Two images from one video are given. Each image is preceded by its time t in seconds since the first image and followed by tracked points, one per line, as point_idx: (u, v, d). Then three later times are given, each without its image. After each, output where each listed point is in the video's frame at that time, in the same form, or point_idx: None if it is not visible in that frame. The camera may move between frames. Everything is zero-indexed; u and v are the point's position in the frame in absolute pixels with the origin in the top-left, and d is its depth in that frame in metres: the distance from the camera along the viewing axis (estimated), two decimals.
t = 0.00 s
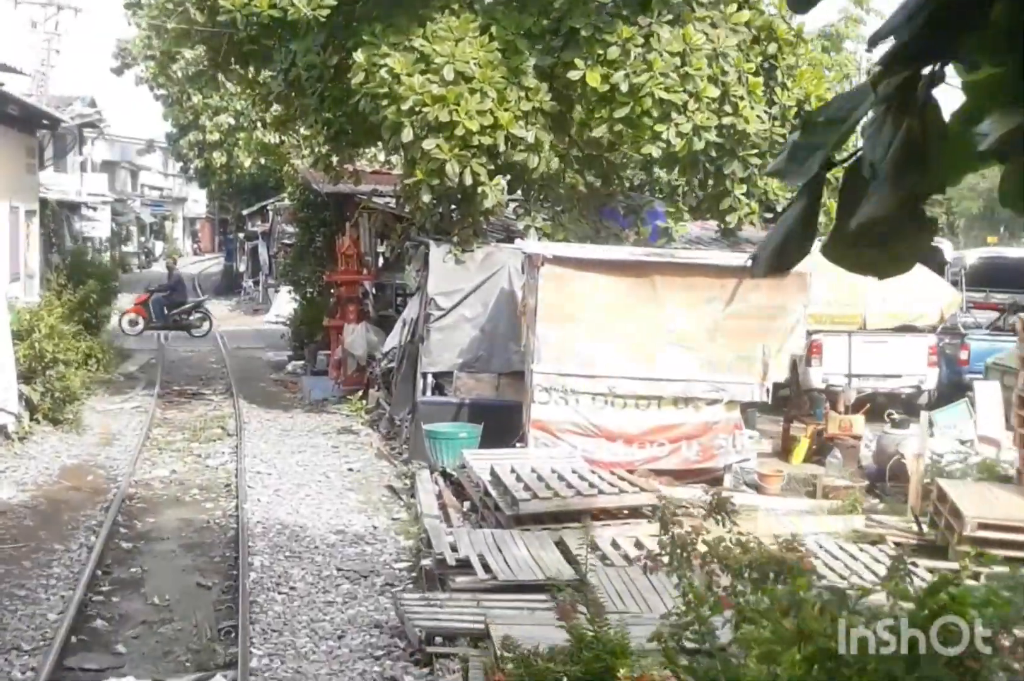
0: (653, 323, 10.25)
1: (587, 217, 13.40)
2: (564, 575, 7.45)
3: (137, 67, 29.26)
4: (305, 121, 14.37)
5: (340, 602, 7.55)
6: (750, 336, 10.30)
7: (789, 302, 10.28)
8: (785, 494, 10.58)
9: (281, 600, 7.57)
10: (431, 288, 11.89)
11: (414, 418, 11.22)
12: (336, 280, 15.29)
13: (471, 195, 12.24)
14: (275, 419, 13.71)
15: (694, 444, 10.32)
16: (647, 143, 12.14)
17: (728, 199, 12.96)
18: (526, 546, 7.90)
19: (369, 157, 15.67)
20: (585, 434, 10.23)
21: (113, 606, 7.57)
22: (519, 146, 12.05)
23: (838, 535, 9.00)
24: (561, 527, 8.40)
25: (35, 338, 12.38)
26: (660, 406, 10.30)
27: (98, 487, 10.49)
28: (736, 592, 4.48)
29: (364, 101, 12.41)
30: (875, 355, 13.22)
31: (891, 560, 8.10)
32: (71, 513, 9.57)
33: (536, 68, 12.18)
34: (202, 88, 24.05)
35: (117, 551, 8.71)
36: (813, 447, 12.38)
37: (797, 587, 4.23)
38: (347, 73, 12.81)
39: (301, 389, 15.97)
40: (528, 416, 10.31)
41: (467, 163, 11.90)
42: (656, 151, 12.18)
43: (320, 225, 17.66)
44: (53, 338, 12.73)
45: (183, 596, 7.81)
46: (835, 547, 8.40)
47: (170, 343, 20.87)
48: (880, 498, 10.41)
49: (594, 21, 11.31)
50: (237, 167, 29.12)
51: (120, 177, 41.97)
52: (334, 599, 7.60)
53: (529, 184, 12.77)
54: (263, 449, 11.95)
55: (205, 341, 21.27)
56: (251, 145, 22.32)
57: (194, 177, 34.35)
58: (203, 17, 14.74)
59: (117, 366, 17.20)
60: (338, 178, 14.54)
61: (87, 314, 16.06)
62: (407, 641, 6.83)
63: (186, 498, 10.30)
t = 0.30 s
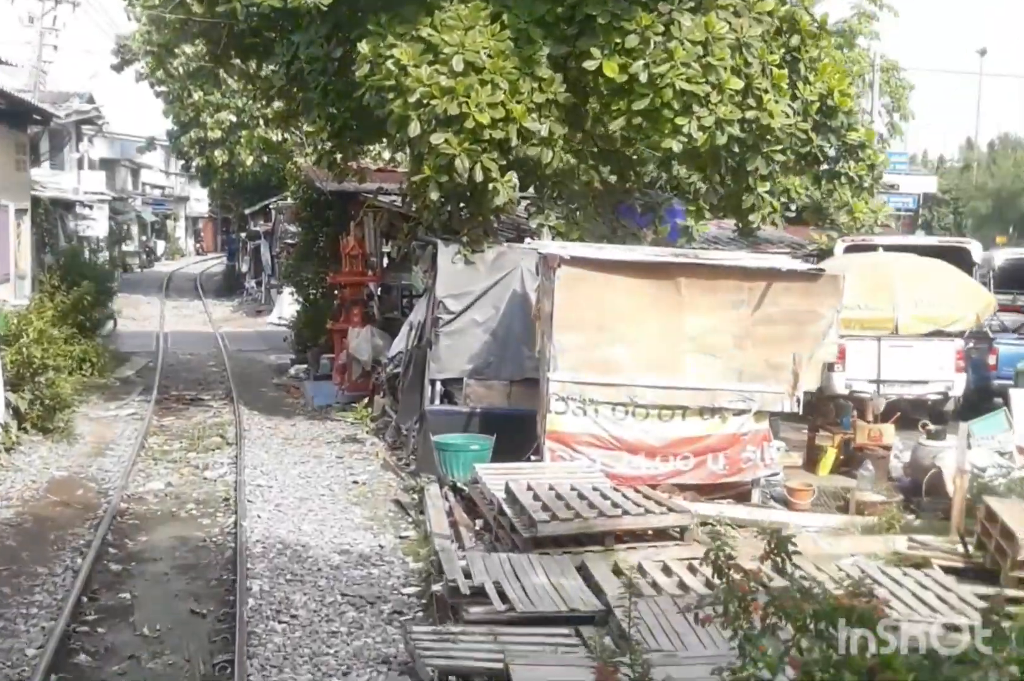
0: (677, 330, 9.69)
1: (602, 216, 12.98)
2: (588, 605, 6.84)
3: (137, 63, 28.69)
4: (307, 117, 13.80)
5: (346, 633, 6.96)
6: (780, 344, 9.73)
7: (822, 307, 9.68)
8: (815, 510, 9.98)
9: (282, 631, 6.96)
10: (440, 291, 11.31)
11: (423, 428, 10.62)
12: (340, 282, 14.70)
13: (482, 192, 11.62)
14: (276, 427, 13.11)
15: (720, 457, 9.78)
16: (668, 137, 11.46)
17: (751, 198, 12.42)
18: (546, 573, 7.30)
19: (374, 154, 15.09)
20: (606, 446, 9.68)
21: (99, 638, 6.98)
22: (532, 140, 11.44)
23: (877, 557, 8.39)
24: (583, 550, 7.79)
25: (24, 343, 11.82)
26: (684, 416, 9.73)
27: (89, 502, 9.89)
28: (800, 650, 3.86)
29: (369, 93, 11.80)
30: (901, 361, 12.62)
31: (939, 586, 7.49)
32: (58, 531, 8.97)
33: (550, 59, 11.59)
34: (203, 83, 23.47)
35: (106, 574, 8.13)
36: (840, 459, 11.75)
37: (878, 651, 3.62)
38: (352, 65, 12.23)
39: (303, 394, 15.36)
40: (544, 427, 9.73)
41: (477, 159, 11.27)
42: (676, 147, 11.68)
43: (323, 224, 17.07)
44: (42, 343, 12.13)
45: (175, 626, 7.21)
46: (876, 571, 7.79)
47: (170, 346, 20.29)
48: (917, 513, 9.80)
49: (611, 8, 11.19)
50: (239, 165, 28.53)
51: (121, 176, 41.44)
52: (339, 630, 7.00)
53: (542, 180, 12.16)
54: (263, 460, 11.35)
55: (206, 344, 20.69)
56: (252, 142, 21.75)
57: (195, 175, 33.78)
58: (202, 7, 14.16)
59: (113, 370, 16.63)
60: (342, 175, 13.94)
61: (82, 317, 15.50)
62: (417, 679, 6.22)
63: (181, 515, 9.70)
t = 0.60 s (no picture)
0: (703, 337, 9.12)
1: (619, 216, 12.33)
2: (615, 639, 6.27)
3: (137, 60, 28.19)
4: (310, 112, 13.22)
5: (352, 671, 6.38)
6: (813, 351, 9.16)
7: (857, 312, 9.11)
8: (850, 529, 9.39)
9: (282, 668, 6.38)
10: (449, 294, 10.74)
11: (432, 439, 10.05)
12: (344, 284, 14.13)
13: (494, 190, 11.02)
14: (278, 436, 12.54)
15: (748, 472, 9.19)
16: (690, 132, 10.86)
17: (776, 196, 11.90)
18: (568, 604, 6.71)
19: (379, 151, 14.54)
20: (627, 460, 9.08)
21: (83, 675, 6.40)
22: (546, 136, 10.84)
23: (922, 583, 7.81)
24: (607, 576, 7.21)
25: (14, 349, 11.26)
26: (710, 429, 9.15)
27: (79, 518, 9.33)
28: None
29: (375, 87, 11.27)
30: (929, 366, 12.01)
31: (995, 618, 6.90)
32: (45, 551, 8.42)
33: (565, 50, 11.04)
34: (204, 80, 22.92)
35: (94, 601, 7.56)
36: (869, 470, 11.17)
37: None
38: (357, 57, 11.65)
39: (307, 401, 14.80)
40: (562, 440, 9.14)
41: (489, 155, 10.67)
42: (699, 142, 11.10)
43: (327, 224, 16.50)
44: (34, 348, 11.60)
45: (167, 660, 6.64)
46: (925, 600, 7.21)
47: (170, 349, 19.73)
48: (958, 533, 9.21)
49: None
50: (241, 163, 27.97)
51: (123, 174, 40.91)
52: (343, 667, 6.42)
53: (557, 178, 11.56)
54: (264, 473, 10.77)
55: (207, 347, 20.14)
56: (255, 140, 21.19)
57: (198, 174, 33.23)
58: None
59: (110, 375, 16.08)
60: (347, 173, 13.40)
61: (77, 320, 14.93)
62: None
63: (176, 532, 9.14)
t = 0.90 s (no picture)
0: (738, 346, 8.51)
1: (640, 215, 11.68)
2: None
3: (138, 57, 27.61)
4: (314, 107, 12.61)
5: None
6: (854, 361, 8.57)
7: (902, 319, 8.52)
8: (893, 551, 8.77)
9: None
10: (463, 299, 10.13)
11: (446, 453, 9.44)
12: (350, 287, 13.51)
13: (509, 188, 10.44)
14: (281, 448, 11.93)
15: (786, 491, 8.61)
16: (717, 127, 10.25)
17: (807, 195, 11.30)
18: (599, 641, 6.09)
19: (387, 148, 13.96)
20: (656, 478, 8.49)
21: None
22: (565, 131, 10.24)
23: (981, 614, 7.20)
24: (640, 608, 6.60)
25: (3, 356, 10.66)
26: (744, 445, 8.54)
27: (68, 539, 8.72)
28: None
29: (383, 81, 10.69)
30: (967, 373, 11.39)
31: None
32: (30, 577, 7.82)
33: (585, 40, 10.43)
34: (207, 76, 22.33)
35: (81, 634, 6.94)
36: (906, 484, 10.54)
37: None
38: (365, 48, 11.04)
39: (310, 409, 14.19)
40: (585, 456, 8.53)
41: (505, 151, 10.08)
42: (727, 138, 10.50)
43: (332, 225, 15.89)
44: (24, 356, 11.02)
45: None
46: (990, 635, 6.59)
47: (170, 353, 19.12)
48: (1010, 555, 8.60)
49: None
50: (244, 162, 27.40)
51: (124, 174, 40.35)
52: None
53: (575, 175, 10.96)
54: (266, 488, 10.17)
55: (208, 351, 19.54)
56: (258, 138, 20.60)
57: (200, 173, 32.66)
58: None
59: (107, 381, 15.48)
60: (353, 171, 12.79)
61: (72, 325, 14.33)
62: None
63: (172, 554, 8.54)
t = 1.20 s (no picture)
0: (774, 354, 7.93)
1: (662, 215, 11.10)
2: None
3: (140, 53, 27.09)
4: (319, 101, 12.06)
5: None
6: (899, 371, 7.98)
7: (950, 325, 7.93)
8: (939, 574, 8.18)
9: None
10: (477, 303, 9.55)
11: (459, 468, 8.88)
12: (356, 289, 12.93)
13: (526, 184, 9.95)
14: (284, 458, 11.36)
15: (824, 510, 8.03)
16: (746, 121, 9.68)
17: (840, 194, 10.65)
18: None
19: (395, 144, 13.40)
20: (686, 496, 7.94)
21: None
22: (585, 125, 9.70)
23: None
24: (676, 645, 6.03)
25: None
26: (781, 461, 7.96)
27: (57, 560, 8.17)
28: None
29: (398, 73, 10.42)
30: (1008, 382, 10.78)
31: None
32: (14, 604, 7.27)
33: (607, 29, 9.87)
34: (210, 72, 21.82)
35: (67, 669, 6.38)
36: (945, 500, 9.94)
37: None
38: (373, 38, 10.48)
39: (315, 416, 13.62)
40: (609, 472, 7.96)
41: (522, 146, 9.54)
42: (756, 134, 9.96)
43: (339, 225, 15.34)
44: (13, 362, 10.50)
45: None
46: None
47: (170, 356, 18.57)
48: None
49: None
50: (248, 160, 26.88)
51: (126, 172, 39.87)
52: None
53: (594, 172, 10.40)
54: (269, 503, 9.61)
55: (210, 354, 18.98)
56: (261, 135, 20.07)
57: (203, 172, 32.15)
58: None
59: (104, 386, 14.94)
60: (360, 169, 12.23)
61: (67, 328, 13.79)
62: None
63: (167, 577, 7.98)
